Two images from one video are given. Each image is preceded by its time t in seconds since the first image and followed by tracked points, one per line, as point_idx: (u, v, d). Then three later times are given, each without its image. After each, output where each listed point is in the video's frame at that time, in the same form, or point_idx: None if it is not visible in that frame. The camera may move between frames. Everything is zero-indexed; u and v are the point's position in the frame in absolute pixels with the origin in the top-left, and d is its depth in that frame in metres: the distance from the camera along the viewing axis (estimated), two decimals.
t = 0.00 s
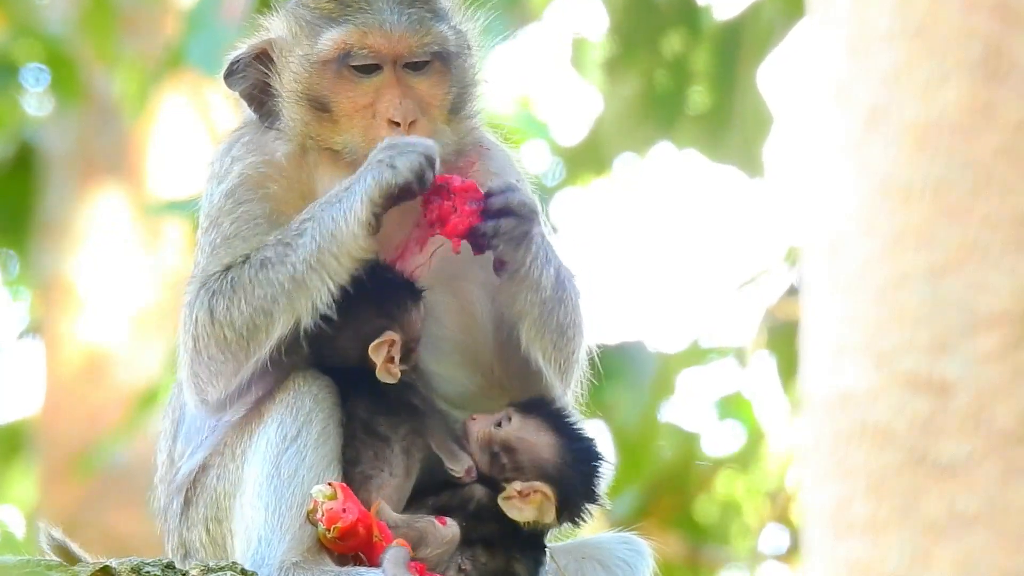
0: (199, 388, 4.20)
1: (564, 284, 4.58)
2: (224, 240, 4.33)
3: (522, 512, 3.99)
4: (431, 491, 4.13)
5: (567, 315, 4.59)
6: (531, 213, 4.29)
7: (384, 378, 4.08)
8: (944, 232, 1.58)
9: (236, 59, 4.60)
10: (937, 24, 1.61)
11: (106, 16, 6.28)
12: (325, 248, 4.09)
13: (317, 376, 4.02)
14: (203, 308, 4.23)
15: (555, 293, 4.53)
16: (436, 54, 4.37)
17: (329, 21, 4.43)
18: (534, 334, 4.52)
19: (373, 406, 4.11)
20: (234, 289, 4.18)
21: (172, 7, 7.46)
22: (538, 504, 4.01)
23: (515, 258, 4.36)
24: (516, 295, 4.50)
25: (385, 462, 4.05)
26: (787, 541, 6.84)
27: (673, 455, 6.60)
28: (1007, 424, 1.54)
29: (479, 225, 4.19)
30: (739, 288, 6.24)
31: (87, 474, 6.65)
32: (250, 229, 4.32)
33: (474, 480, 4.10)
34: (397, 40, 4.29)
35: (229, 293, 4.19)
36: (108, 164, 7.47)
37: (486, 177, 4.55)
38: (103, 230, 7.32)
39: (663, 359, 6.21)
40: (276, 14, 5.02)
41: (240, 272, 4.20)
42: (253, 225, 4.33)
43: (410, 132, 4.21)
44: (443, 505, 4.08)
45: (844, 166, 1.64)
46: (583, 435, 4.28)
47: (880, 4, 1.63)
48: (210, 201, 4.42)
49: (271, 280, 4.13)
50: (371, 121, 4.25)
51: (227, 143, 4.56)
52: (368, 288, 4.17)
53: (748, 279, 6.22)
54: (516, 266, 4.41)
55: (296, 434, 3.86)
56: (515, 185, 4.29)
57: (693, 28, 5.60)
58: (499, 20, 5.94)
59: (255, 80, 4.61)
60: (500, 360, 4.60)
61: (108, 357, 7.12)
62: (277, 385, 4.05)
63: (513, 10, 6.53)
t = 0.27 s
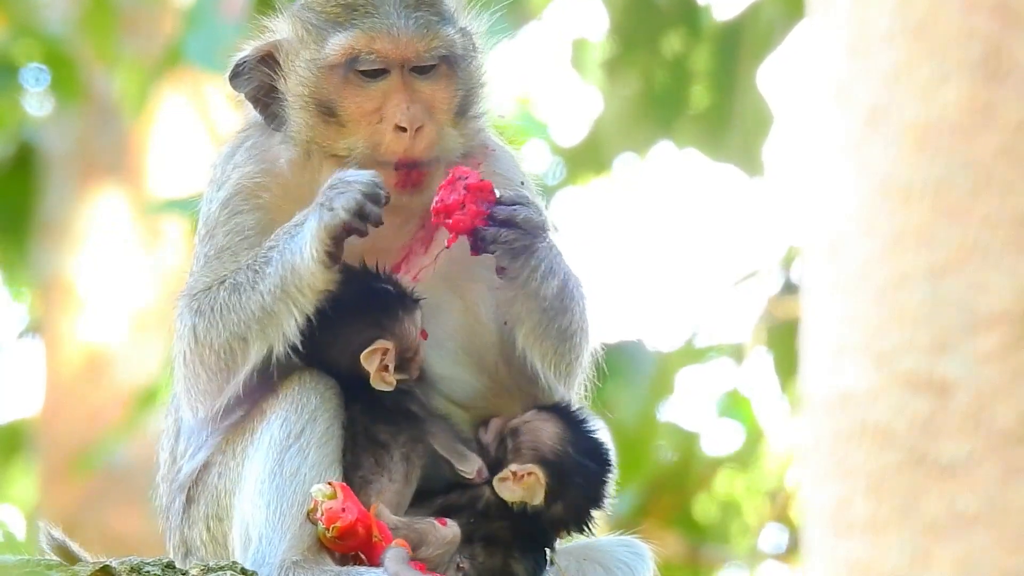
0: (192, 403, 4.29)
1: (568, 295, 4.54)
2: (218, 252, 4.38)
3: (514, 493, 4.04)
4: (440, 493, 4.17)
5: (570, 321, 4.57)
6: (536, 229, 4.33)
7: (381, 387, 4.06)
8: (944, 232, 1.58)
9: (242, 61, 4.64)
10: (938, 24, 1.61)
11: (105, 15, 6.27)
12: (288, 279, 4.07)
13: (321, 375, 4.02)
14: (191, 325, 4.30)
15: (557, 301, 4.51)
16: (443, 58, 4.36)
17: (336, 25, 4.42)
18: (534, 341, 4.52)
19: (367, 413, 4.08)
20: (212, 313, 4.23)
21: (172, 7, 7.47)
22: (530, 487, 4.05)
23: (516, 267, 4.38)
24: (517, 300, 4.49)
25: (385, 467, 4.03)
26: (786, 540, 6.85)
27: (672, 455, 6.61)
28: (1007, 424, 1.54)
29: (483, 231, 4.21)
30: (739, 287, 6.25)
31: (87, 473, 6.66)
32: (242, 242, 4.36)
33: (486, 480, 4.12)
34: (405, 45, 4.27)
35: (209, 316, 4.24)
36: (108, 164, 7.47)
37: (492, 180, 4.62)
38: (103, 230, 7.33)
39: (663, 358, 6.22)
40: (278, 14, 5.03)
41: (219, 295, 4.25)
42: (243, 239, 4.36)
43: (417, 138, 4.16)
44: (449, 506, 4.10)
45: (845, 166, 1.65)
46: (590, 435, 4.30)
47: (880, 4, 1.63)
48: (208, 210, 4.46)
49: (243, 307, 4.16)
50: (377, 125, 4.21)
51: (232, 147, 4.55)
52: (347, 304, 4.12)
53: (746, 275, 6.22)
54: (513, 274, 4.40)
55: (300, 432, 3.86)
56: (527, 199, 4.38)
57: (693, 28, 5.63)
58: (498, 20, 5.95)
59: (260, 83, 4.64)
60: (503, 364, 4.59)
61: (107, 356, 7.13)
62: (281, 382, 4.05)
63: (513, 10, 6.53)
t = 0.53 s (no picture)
0: (188, 389, 4.22)
1: (565, 286, 4.54)
2: (220, 242, 4.33)
3: (527, 515, 4.03)
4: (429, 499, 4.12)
5: (567, 316, 4.55)
6: (532, 217, 4.28)
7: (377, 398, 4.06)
8: (944, 232, 1.58)
9: (242, 61, 4.62)
10: (938, 24, 1.61)
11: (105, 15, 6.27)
12: (313, 251, 4.06)
13: (322, 375, 4.02)
14: (194, 311, 4.24)
15: (554, 295, 4.51)
16: (444, 58, 4.37)
17: (336, 27, 4.42)
18: (531, 334, 4.50)
19: (370, 427, 4.11)
20: (223, 290, 4.18)
21: (172, 7, 7.47)
22: (543, 505, 4.06)
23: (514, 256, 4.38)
24: (514, 293, 4.49)
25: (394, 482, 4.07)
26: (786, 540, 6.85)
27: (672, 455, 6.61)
28: (1007, 424, 1.54)
29: (479, 225, 4.15)
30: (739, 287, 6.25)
31: (87, 473, 6.66)
32: (245, 231, 4.34)
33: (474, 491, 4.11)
34: (406, 46, 4.29)
35: (218, 295, 4.19)
36: (107, 164, 7.47)
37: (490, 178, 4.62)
38: (103, 230, 7.33)
39: (663, 359, 6.22)
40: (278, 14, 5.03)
41: (231, 274, 4.20)
42: (248, 228, 4.34)
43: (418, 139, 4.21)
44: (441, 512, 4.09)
45: (845, 166, 1.64)
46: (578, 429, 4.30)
47: (880, 4, 1.63)
48: (208, 203, 4.43)
49: (259, 282, 4.12)
50: (379, 127, 4.25)
51: (230, 145, 4.56)
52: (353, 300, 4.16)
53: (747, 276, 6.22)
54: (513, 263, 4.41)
55: (302, 432, 3.86)
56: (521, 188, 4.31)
57: (692, 29, 5.59)
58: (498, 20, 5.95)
59: (260, 83, 4.63)
60: (502, 363, 4.60)
61: (107, 356, 7.13)
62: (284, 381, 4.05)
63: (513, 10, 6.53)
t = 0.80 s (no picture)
0: (188, 395, 4.24)
1: (563, 291, 4.55)
2: (218, 246, 4.35)
3: (537, 520, 4.08)
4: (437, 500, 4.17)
5: (565, 318, 4.55)
6: (527, 223, 4.37)
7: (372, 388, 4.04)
8: (944, 232, 1.58)
9: (236, 61, 4.62)
10: (938, 24, 1.61)
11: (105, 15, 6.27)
12: (303, 260, 4.12)
13: (322, 375, 4.01)
14: (190, 317, 4.27)
15: (552, 298, 4.50)
16: (429, 48, 4.39)
17: (322, 18, 4.47)
18: (530, 339, 4.49)
19: (368, 421, 4.10)
20: (218, 298, 4.22)
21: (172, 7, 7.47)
22: (552, 512, 4.11)
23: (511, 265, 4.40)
24: (512, 299, 4.48)
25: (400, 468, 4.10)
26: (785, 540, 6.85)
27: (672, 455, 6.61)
28: (1007, 424, 1.54)
29: (478, 233, 4.27)
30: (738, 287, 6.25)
31: (86, 473, 6.66)
32: (244, 234, 4.35)
33: (482, 495, 4.14)
34: (389, 33, 4.32)
35: (214, 302, 4.22)
36: (107, 164, 7.47)
37: (484, 176, 4.62)
38: (103, 229, 7.33)
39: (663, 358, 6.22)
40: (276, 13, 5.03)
41: (226, 282, 4.24)
42: (245, 232, 4.35)
43: (398, 128, 4.22)
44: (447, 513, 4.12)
45: (845, 166, 1.64)
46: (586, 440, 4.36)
47: (881, 4, 1.63)
48: (205, 206, 4.44)
49: (253, 291, 4.17)
50: (360, 116, 4.28)
51: (228, 147, 4.55)
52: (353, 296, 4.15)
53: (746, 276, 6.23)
54: (510, 269, 4.41)
55: (305, 431, 3.87)
56: (514, 198, 4.42)
57: (693, 28, 5.61)
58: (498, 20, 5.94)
59: (255, 83, 4.61)
60: (501, 366, 4.55)
61: (107, 356, 7.13)
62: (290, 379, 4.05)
63: (513, 10, 6.53)
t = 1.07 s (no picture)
0: (185, 387, 4.24)
1: (561, 291, 4.53)
2: (217, 241, 4.33)
3: (528, 511, 4.07)
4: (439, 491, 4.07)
5: (564, 318, 4.54)
6: (525, 230, 4.33)
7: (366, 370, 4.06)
8: (943, 232, 1.58)
9: (231, 61, 4.63)
10: (938, 24, 1.61)
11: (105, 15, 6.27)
12: (313, 258, 4.10)
13: (321, 373, 4.01)
14: (191, 311, 4.25)
15: (551, 300, 4.49)
16: (428, 50, 4.41)
17: (320, 22, 4.45)
18: (529, 340, 4.49)
19: (368, 400, 4.11)
20: (220, 292, 4.20)
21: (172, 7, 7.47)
22: (542, 501, 4.10)
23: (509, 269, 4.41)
24: (510, 301, 4.48)
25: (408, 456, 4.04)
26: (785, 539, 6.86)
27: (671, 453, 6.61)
28: (1007, 424, 1.54)
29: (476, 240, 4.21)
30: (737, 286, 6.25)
31: (86, 472, 6.65)
32: (243, 230, 4.33)
33: (471, 482, 4.12)
34: (388, 36, 4.32)
35: (217, 296, 4.20)
36: (107, 164, 7.47)
37: (482, 173, 4.59)
38: (103, 229, 7.33)
39: (663, 358, 6.22)
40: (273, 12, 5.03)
41: (228, 277, 4.22)
42: (245, 228, 4.34)
43: (403, 131, 4.25)
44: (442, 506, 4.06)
45: (845, 166, 1.64)
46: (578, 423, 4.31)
47: (881, 4, 1.63)
48: (203, 202, 4.41)
49: (258, 286, 4.15)
50: (364, 121, 4.27)
51: (222, 146, 4.53)
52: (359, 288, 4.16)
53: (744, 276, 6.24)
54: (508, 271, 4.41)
55: (305, 430, 3.87)
56: (514, 202, 4.32)
57: (693, 28, 5.60)
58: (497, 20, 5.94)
59: (250, 83, 4.62)
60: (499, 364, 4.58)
61: (107, 356, 7.13)
62: (290, 379, 4.04)
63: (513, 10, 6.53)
